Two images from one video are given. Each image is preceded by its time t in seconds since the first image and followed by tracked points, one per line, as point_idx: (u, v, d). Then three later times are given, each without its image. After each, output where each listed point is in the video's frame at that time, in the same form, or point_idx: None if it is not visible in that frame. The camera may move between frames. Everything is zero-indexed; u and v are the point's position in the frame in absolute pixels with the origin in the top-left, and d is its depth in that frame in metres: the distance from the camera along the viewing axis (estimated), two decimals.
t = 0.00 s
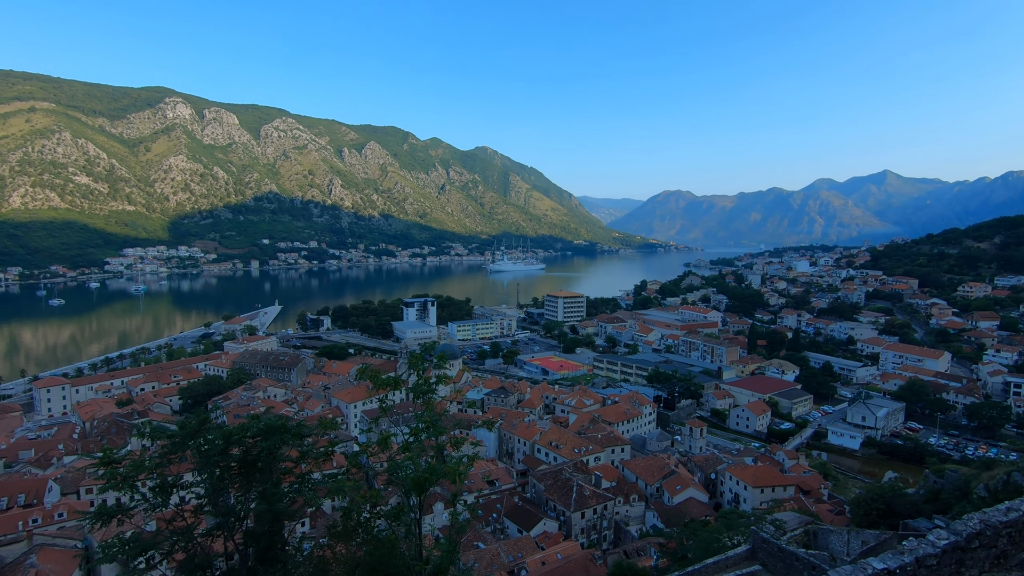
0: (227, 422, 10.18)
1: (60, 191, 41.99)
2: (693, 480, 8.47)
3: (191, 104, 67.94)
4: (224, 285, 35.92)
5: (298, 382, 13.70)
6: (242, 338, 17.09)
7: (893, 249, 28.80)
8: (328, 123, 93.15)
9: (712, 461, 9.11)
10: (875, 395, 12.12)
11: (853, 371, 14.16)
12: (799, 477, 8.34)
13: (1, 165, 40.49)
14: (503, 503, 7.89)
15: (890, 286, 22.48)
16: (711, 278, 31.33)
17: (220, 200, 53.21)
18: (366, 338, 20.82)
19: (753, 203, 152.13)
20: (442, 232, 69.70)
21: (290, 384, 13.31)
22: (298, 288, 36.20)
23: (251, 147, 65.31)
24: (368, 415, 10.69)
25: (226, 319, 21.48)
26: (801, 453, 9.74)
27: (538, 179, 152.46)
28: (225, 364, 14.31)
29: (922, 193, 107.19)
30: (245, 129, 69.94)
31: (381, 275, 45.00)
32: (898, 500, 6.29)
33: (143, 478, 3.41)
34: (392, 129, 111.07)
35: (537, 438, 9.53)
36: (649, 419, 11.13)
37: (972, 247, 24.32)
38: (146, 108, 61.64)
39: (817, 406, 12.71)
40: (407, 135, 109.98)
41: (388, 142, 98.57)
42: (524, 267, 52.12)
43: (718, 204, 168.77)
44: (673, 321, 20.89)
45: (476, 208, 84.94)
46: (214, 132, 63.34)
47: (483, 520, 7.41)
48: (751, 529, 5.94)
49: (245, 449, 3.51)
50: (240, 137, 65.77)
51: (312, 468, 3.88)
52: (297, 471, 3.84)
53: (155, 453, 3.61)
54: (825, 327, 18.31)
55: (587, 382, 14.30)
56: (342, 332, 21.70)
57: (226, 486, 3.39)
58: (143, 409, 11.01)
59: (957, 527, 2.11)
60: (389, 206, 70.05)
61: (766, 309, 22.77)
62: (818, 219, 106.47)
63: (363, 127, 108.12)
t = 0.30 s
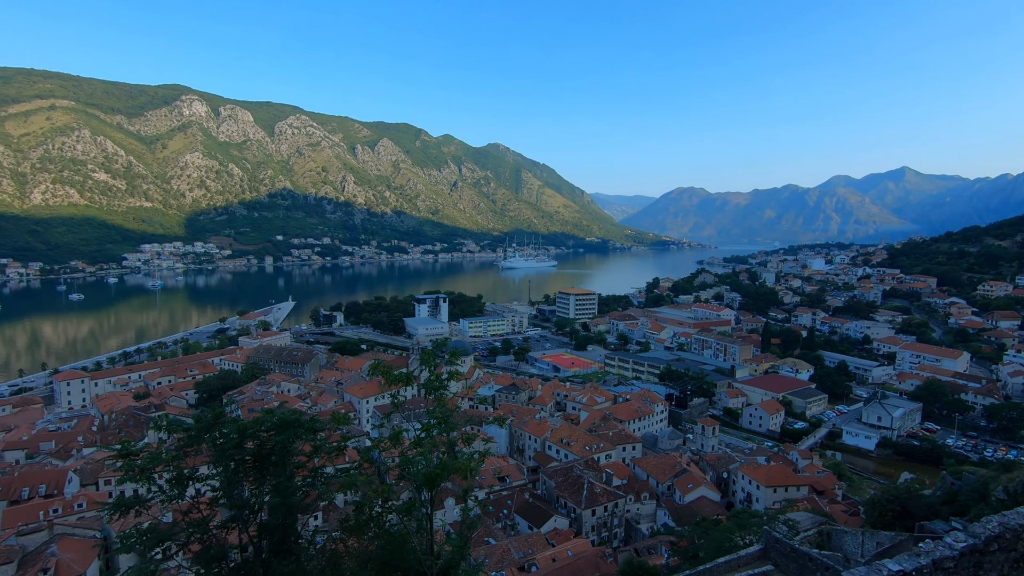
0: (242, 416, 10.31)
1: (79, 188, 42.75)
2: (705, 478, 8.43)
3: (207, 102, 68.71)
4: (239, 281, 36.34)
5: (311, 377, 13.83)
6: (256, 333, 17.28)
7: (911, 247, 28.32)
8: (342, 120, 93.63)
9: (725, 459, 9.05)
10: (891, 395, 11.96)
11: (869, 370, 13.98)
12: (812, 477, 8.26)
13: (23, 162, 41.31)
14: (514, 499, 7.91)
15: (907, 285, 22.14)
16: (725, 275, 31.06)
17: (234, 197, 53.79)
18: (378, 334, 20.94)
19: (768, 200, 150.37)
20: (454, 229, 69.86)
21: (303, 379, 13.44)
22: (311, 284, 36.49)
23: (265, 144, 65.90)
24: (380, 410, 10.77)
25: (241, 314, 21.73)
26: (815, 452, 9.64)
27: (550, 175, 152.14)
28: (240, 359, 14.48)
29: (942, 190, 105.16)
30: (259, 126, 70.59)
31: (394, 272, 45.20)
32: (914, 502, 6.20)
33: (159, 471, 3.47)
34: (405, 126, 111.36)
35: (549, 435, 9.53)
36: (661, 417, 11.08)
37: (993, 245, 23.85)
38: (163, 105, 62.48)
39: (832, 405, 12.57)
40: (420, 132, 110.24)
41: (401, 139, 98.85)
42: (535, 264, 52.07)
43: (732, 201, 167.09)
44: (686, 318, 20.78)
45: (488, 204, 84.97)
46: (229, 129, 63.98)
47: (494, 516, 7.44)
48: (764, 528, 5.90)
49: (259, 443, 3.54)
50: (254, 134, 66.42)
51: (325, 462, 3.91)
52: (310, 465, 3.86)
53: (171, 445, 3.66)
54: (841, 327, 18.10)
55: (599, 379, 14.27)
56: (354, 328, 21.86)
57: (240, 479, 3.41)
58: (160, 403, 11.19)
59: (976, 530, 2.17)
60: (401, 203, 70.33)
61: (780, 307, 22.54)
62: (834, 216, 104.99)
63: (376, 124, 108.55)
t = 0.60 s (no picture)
0: (256, 411, 10.44)
1: (98, 186, 43.46)
2: (717, 479, 8.37)
3: (223, 100, 69.51)
4: (254, 277, 36.75)
5: (324, 373, 13.94)
6: (270, 330, 17.45)
7: (930, 246, 27.85)
8: (355, 118, 94.17)
9: (737, 459, 8.99)
10: (908, 396, 11.79)
11: (885, 371, 13.78)
12: (827, 478, 8.17)
13: (44, 160, 42.09)
14: (525, 497, 7.92)
15: (926, 285, 21.79)
16: (738, 274, 30.78)
17: (249, 194, 54.36)
18: (390, 331, 21.07)
19: (783, 198, 148.53)
20: (466, 226, 69.99)
21: (316, 375, 13.56)
22: (324, 281, 36.79)
23: (279, 142, 66.49)
24: (392, 407, 10.85)
25: (255, 310, 21.98)
26: (829, 453, 9.55)
27: (563, 173, 151.77)
28: (254, 355, 14.64)
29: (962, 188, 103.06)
30: (274, 124, 71.23)
31: (406, 269, 45.41)
32: (931, 505, 6.10)
33: (174, 465, 3.50)
34: (417, 124, 111.71)
35: (560, 434, 9.52)
36: (673, 416, 11.03)
37: (1015, 244, 23.37)
38: (179, 104, 63.25)
39: (847, 406, 12.42)
40: (432, 129, 110.49)
41: (414, 137, 99.22)
42: (547, 262, 52.00)
43: (746, 199, 165.37)
44: (698, 317, 20.64)
45: (500, 202, 84.96)
46: (244, 127, 64.64)
47: (505, 513, 7.45)
48: (777, 529, 5.85)
49: (274, 438, 3.57)
50: (269, 132, 67.01)
51: (336, 458, 3.93)
52: (322, 461, 3.89)
53: (187, 439, 3.71)
54: (857, 327, 17.87)
55: (610, 378, 14.23)
56: (367, 325, 22.01)
57: (255, 473, 3.46)
58: (176, 398, 11.35)
59: (995, 535, 2.14)
60: (413, 200, 70.59)
61: (795, 307, 22.29)
62: (851, 214, 103.44)
63: (389, 122, 109.05)
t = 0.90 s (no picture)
0: (269, 407, 10.57)
1: (116, 184, 44.11)
2: (729, 480, 8.31)
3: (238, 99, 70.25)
4: (268, 275, 37.12)
5: (337, 370, 14.04)
6: (284, 327, 17.61)
7: (949, 246, 27.42)
8: (368, 117, 94.69)
9: (749, 460, 8.91)
10: (924, 398, 11.61)
11: (902, 372, 13.57)
12: (841, 480, 8.08)
13: (63, 158, 42.84)
14: (535, 496, 7.92)
15: (944, 285, 21.45)
16: (752, 274, 30.52)
17: (263, 193, 54.90)
18: (402, 329, 21.17)
19: (798, 197, 146.84)
20: (477, 225, 70.11)
21: (329, 372, 13.67)
22: (337, 279, 37.07)
23: (293, 141, 67.02)
24: (404, 404, 10.90)
25: (269, 308, 22.21)
26: (844, 456, 9.44)
27: (574, 171, 151.45)
28: (268, 352, 14.79)
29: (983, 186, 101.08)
30: (288, 123, 71.83)
31: (418, 267, 45.57)
32: (948, 509, 5.99)
33: (190, 459, 3.54)
34: (430, 122, 112.01)
35: (570, 433, 9.50)
36: (685, 416, 10.96)
37: None
38: (195, 103, 64.03)
39: (861, 408, 12.28)
40: (444, 128, 110.69)
41: (426, 135, 99.54)
42: (559, 261, 51.92)
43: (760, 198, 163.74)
44: (711, 317, 20.49)
45: (511, 201, 84.94)
46: (258, 126, 65.25)
47: (515, 511, 7.47)
48: (789, 531, 5.80)
49: (287, 434, 3.59)
50: (283, 131, 67.44)
51: (348, 454, 3.95)
52: (334, 457, 3.91)
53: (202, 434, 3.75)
54: (872, 327, 17.64)
55: (621, 377, 14.20)
56: (378, 323, 22.14)
57: (268, 468, 3.49)
58: (192, 393, 11.50)
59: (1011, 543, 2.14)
60: (426, 199, 70.82)
61: (809, 307, 22.05)
62: (867, 212, 101.95)
63: (401, 121, 109.53)
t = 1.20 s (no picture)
0: (282, 404, 10.67)
1: (134, 183, 44.77)
2: (742, 481, 8.23)
3: (252, 100, 70.98)
4: (281, 273, 37.48)
5: (349, 368, 14.14)
6: (297, 325, 17.76)
7: (968, 246, 26.96)
8: (380, 116, 95.19)
9: (762, 462, 8.83)
10: (942, 400, 11.44)
11: (918, 374, 13.36)
12: (856, 483, 7.98)
13: (82, 158, 43.61)
14: (546, 495, 7.92)
15: (963, 286, 21.11)
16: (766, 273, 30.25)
17: (277, 192, 55.42)
18: (413, 328, 21.27)
19: (812, 196, 145.11)
20: (489, 224, 70.19)
21: (341, 370, 13.77)
22: (349, 277, 37.32)
23: (307, 140, 67.53)
24: (415, 403, 10.96)
25: (282, 306, 22.42)
26: (858, 458, 9.32)
27: (586, 170, 151.04)
28: (281, 350, 14.94)
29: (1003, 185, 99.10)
30: (301, 123, 72.42)
31: (430, 266, 45.76)
32: (966, 513, 5.87)
33: (204, 455, 3.57)
34: (442, 121, 112.29)
35: (581, 432, 9.48)
36: (697, 417, 10.88)
37: None
38: (210, 103, 64.80)
39: (877, 410, 12.11)
40: (456, 127, 110.90)
41: (438, 135, 99.81)
42: (570, 260, 51.79)
43: (774, 196, 162.01)
44: (723, 317, 20.33)
45: (523, 200, 84.90)
46: (272, 125, 65.86)
47: (526, 510, 7.46)
48: (803, 534, 5.73)
49: (299, 431, 3.59)
50: (296, 130, 67.65)
51: (360, 451, 3.97)
52: (347, 454, 3.93)
53: (216, 430, 3.77)
54: (888, 328, 17.41)
55: (633, 377, 14.15)
56: (390, 321, 22.27)
57: (280, 465, 3.51)
58: (206, 390, 11.67)
59: None
60: (437, 198, 71.05)
61: (824, 307, 21.80)
62: (884, 211, 100.44)
63: (413, 120, 109.93)
